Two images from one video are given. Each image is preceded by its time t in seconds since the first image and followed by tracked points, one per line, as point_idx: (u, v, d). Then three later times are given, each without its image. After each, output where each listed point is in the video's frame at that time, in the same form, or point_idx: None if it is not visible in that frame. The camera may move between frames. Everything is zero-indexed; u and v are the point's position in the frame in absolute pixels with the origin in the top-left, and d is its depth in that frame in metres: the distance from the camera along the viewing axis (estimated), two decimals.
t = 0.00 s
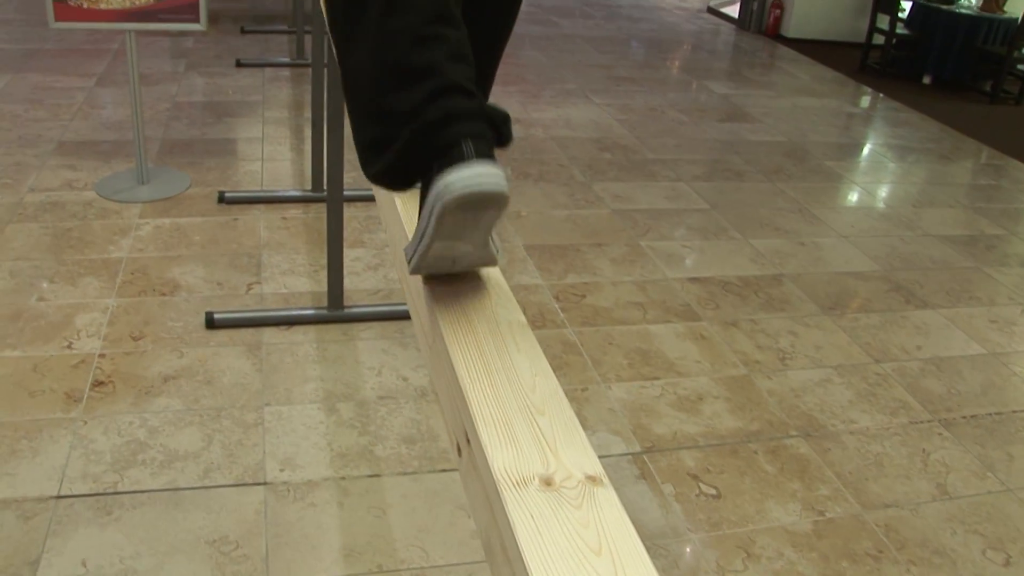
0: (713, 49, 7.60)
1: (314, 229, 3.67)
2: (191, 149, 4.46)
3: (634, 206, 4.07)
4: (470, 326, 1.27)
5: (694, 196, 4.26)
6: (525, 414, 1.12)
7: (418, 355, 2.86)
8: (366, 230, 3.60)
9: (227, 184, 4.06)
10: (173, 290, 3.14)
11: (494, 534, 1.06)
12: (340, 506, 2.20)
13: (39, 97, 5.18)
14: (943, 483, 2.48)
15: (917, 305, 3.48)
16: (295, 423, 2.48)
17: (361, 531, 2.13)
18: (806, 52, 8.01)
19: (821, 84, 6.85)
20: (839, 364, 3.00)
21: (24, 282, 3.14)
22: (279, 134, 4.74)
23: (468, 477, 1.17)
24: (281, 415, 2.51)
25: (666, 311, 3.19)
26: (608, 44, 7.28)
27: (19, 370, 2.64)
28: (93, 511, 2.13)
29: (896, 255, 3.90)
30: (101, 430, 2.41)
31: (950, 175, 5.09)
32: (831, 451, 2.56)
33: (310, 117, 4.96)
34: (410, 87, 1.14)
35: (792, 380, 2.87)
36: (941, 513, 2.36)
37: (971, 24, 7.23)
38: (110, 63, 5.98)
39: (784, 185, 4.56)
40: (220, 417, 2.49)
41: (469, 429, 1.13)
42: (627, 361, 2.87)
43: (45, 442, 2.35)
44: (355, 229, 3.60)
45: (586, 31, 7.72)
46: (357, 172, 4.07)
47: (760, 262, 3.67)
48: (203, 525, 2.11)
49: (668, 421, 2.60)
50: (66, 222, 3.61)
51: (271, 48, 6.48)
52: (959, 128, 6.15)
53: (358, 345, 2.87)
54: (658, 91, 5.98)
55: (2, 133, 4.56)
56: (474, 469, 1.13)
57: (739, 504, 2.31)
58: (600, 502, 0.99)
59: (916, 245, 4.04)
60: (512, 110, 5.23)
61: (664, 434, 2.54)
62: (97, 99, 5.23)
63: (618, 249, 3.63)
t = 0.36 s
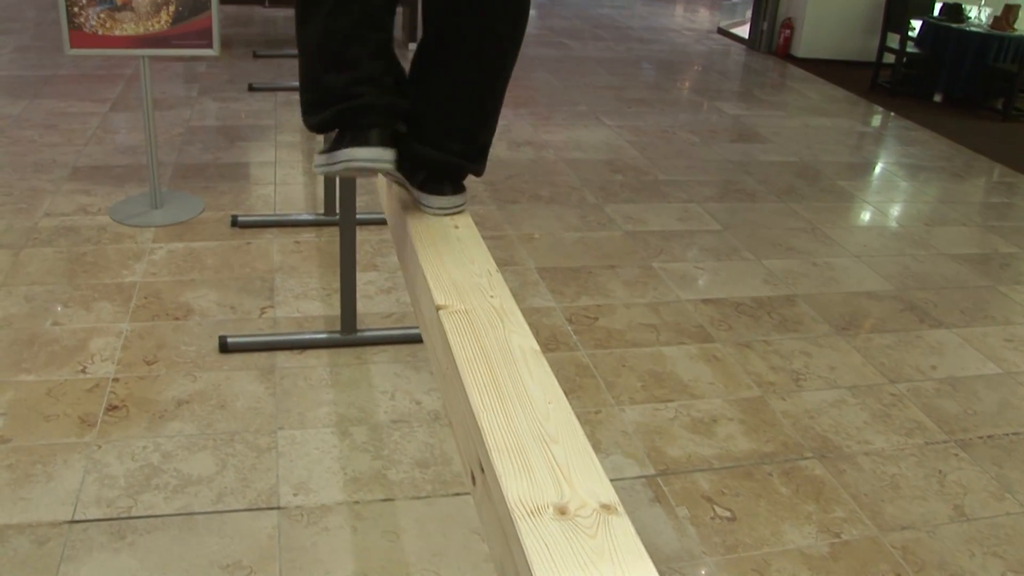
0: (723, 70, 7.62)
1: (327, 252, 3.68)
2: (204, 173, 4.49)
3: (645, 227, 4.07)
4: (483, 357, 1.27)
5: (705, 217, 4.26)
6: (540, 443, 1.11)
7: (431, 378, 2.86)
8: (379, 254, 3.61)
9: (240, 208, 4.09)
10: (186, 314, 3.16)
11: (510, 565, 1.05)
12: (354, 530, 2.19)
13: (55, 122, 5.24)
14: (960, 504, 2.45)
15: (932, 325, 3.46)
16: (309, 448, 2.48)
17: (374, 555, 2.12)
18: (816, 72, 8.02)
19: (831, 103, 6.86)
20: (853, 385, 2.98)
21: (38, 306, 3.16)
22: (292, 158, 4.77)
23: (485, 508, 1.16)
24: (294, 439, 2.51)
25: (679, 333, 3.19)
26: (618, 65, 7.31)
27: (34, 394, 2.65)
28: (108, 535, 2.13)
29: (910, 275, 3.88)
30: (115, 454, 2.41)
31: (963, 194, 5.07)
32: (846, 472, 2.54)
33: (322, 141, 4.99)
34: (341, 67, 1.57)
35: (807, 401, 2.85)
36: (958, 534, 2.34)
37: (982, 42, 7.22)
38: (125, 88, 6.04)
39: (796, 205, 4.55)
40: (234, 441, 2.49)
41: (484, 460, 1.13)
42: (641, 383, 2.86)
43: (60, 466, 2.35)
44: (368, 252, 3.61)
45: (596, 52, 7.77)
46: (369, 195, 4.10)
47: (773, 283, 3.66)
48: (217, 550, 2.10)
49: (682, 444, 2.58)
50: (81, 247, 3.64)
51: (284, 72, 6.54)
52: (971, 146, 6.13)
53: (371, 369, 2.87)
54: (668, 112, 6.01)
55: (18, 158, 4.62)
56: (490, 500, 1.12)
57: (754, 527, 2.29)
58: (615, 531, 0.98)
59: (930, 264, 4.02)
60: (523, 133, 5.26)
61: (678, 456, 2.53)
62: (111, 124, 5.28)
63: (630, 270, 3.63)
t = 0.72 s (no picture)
0: (732, 93, 7.65)
1: (338, 278, 3.70)
2: (216, 200, 4.53)
3: (656, 252, 4.07)
4: (488, 365, 1.07)
5: (716, 241, 4.27)
6: (549, 465, 0.91)
7: (442, 405, 2.86)
8: (390, 280, 3.63)
9: (251, 234, 4.12)
10: (198, 341, 3.17)
11: None
12: (365, 558, 2.19)
13: (69, 150, 5.30)
14: (976, 530, 2.43)
15: (944, 348, 3.44)
16: (320, 475, 2.48)
17: None
18: (825, 94, 8.05)
19: (840, 126, 6.87)
20: (866, 409, 2.96)
21: (51, 333, 3.18)
22: (303, 184, 4.81)
23: (497, 540, 0.97)
24: (306, 466, 2.51)
25: (690, 358, 3.18)
26: (627, 89, 7.36)
27: (46, 421, 2.66)
28: (120, 563, 2.13)
29: (922, 298, 3.87)
30: (127, 481, 2.42)
31: (974, 215, 5.06)
32: (860, 497, 2.52)
33: (333, 166, 5.03)
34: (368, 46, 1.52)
35: (820, 426, 2.84)
36: (975, 560, 2.31)
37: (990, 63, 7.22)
38: (137, 115, 6.11)
39: (806, 228, 4.55)
40: (245, 468, 2.49)
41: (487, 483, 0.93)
42: (653, 409, 2.85)
43: (72, 493, 2.36)
44: (379, 279, 3.63)
45: (605, 77, 7.82)
46: (380, 221, 4.12)
47: (785, 307, 3.65)
48: None
49: (694, 469, 2.57)
50: (93, 273, 3.67)
51: (295, 99, 6.61)
52: (981, 167, 6.13)
53: (383, 396, 2.88)
54: (678, 136, 6.03)
55: (31, 186, 4.66)
56: (500, 531, 0.92)
57: (768, 552, 2.27)
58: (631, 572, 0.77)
59: (942, 286, 4.01)
60: (533, 158, 5.28)
61: (691, 482, 2.51)
62: (123, 151, 5.34)
63: (641, 295, 3.63)
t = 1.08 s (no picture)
0: (734, 111, 7.68)
1: (343, 299, 3.71)
2: (221, 221, 4.55)
3: (660, 271, 4.08)
4: (491, 386, 1.07)
5: (720, 259, 4.27)
6: (552, 489, 0.91)
7: (447, 426, 2.86)
8: (395, 301, 3.63)
9: (256, 256, 4.13)
10: (203, 362, 3.18)
11: None
12: None
13: (74, 172, 5.33)
14: (983, 548, 2.42)
15: (950, 365, 3.44)
16: (325, 496, 2.48)
17: None
18: (827, 112, 8.08)
19: (844, 143, 6.89)
20: (871, 427, 2.96)
21: (56, 354, 3.19)
22: (307, 205, 4.83)
23: (502, 562, 0.97)
24: (311, 487, 2.51)
25: (695, 377, 3.18)
26: (630, 108, 7.39)
27: (51, 443, 2.67)
28: None
29: (927, 314, 3.87)
30: (131, 503, 2.42)
31: (978, 231, 5.06)
32: (866, 516, 2.51)
33: (337, 187, 5.05)
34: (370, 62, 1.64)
35: (826, 444, 2.83)
36: None
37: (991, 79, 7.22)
38: (142, 137, 6.15)
39: (810, 246, 4.56)
40: (251, 490, 2.49)
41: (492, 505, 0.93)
42: (658, 428, 2.85)
43: (77, 516, 2.36)
44: (383, 300, 3.63)
45: (607, 96, 7.86)
46: (384, 242, 4.14)
47: (790, 325, 3.65)
48: None
49: (700, 489, 2.57)
50: (98, 295, 3.68)
51: (300, 120, 6.65)
52: (984, 183, 6.13)
53: (388, 417, 2.88)
54: (681, 155, 6.05)
55: (36, 208, 4.69)
56: (505, 553, 0.92)
57: (774, 572, 2.26)
58: None
59: (946, 303, 4.01)
60: (537, 178, 5.30)
61: (697, 502, 2.51)
62: (128, 173, 5.37)
63: (645, 314, 3.63)
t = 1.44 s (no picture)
0: (738, 132, 7.71)
1: (347, 320, 3.71)
2: (225, 241, 4.57)
3: (664, 292, 4.08)
4: (495, 413, 1.07)
5: (724, 281, 4.28)
6: (558, 519, 0.90)
7: (450, 448, 2.86)
8: (399, 322, 3.64)
9: (260, 276, 4.15)
10: (206, 383, 3.18)
11: None
12: None
13: (80, 191, 5.36)
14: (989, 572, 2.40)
15: (955, 387, 3.43)
16: (328, 518, 2.47)
17: None
18: (830, 133, 8.11)
19: (848, 164, 6.91)
20: (876, 449, 2.94)
21: (60, 374, 3.20)
22: (312, 225, 4.85)
23: None
24: (314, 509, 2.51)
25: (699, 399, 3.17)
26: (634, 129, 7.43)
27: (54, 464, 2.67)
28: None
29: (932, 336, 3.86)
30: (134, 524, 2.42)
31: (983, 252, 5.06)
32: (872, 539, 2.50)
33: (342, 208, 5.07)
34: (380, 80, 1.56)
35: (830, 467, 2.82)
36: None
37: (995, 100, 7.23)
38: (147, 157, 6.18)
39: (814, 268, 4.56)
40: (254, 511, 2.49)
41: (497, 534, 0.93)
42: (662, 451, 2.84)
43: (79, 536, 2.36)
44: (387, 321, 3.64)
45: (611, 117, 7.90)
46: (388, 263, 4.15)
47: (794, 347, 3.65)
48: None
49: (704, 511, 2.55)
50: (102, 315, 3.69)
51: (305, 141, 6.68)
52: (989, 204, 6.13)
53: (392, 439, 2.88)
54: (685, 176, 6.07)
55: (42, 227, 4.71)
56: None
57: None
58: None
59: (951, 324, 4.01)
60: (542, 199, 5.32)
61: (701, 525, 2.50)
62: (133, 193, 5.39)
63: (649, 336, 3.63)
